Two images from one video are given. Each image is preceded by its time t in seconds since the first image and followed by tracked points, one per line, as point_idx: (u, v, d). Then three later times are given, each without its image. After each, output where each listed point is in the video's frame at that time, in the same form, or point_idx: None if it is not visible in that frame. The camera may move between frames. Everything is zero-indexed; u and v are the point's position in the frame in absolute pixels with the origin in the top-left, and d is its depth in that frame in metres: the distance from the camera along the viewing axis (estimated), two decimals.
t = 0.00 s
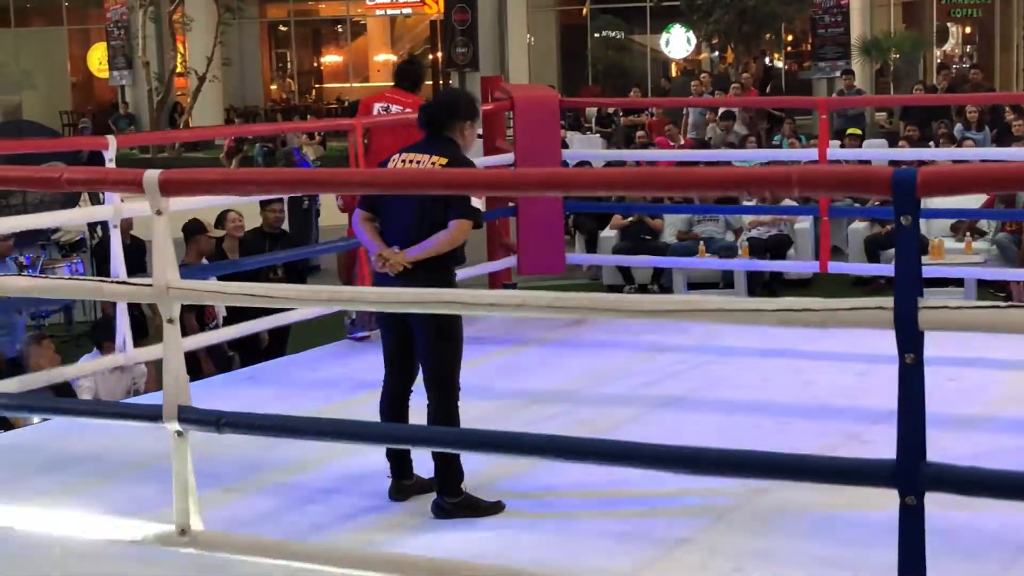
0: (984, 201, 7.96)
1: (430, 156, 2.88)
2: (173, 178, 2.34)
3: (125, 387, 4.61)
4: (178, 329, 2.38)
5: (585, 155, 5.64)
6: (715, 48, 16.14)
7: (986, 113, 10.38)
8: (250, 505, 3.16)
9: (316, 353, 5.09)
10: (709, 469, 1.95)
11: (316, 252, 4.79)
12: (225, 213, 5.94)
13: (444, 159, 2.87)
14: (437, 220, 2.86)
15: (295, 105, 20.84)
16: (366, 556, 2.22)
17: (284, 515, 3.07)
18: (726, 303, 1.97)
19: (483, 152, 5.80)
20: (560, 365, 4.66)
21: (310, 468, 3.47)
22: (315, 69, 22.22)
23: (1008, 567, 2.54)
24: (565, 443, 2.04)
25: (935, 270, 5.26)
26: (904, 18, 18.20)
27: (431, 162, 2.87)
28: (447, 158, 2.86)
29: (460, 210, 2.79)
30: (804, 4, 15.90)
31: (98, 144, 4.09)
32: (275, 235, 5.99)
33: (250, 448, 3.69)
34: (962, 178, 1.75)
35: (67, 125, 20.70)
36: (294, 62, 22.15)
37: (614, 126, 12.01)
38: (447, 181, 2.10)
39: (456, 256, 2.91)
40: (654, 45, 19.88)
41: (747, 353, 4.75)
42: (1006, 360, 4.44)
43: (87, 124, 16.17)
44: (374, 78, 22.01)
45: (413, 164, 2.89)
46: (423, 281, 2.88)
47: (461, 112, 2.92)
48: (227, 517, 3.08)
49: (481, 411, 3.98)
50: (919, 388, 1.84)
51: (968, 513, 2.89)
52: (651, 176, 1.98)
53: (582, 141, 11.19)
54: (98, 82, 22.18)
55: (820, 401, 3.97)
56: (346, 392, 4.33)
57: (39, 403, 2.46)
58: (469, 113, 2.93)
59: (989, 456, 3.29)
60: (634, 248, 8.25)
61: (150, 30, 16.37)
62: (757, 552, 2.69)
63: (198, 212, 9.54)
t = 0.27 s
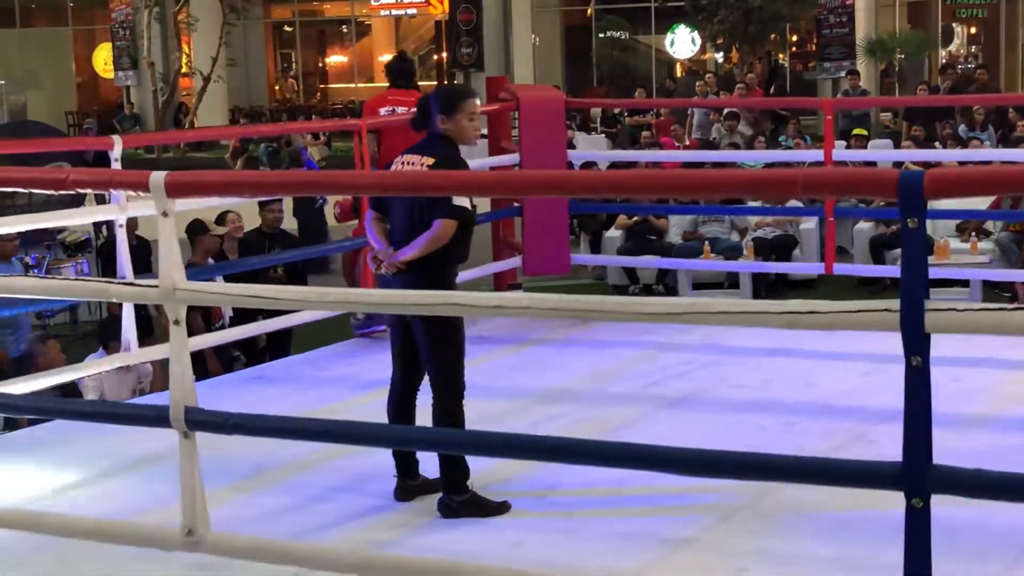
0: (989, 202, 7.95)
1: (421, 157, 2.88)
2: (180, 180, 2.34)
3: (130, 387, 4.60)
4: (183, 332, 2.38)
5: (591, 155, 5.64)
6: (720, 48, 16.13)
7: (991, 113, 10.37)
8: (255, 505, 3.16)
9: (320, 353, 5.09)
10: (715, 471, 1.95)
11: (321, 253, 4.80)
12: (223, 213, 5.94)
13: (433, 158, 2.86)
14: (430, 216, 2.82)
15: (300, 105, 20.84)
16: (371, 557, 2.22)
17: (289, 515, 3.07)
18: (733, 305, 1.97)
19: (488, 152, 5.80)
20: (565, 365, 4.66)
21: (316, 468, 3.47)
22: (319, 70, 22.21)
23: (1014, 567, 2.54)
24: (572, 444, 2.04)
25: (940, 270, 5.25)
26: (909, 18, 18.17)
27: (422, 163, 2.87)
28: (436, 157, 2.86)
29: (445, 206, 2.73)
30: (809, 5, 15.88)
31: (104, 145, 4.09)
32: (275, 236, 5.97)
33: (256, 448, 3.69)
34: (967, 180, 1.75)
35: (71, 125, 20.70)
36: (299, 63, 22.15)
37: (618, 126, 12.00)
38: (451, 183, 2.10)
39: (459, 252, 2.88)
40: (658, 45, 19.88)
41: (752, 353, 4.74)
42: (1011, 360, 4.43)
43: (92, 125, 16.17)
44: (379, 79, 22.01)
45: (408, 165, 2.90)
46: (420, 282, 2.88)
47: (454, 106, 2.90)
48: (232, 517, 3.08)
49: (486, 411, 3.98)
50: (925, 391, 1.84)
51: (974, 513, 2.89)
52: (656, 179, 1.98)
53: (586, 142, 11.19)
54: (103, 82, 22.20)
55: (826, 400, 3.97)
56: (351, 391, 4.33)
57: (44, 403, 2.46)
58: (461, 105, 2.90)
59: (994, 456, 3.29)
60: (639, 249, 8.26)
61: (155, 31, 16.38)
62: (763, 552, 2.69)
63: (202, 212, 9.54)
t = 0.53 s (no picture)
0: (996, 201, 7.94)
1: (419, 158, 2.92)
2: (186, 185, 2.34)
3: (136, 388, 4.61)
4: (190, 337, 2.38)
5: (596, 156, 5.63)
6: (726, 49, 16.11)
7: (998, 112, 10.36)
8: (262, 505, 3.17)
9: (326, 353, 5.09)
10: (722, 475, 1.95)
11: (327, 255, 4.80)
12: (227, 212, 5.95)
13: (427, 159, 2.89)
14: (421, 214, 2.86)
15: (305, 105, 20.84)
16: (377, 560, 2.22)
17: (295, 516, 3.08)
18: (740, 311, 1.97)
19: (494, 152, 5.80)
20: (570, 365, 4.66)
21: (323, 469, 3.47)
22: (325, 70, 22.20)
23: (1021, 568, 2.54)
24: (578, 449, 2.04)
25: (946, 270, 5.24)
26: (915, 18, 18.14)
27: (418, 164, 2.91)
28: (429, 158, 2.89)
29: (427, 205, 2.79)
30: (815, 5, 15.87)
31: (110, 147, 4.10)
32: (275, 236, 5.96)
33: (261, 449, 3.69)
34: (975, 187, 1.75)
35: (77, 125, 20.72)
36: (304, 63, 22.16)
37: (624, 127, 12.00)
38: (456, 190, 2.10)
39: (466, 248, 2.92)
40: (663, 45, 19.86)
41: (758, 353, 4.74)
42: (1018, 361, 4.43)
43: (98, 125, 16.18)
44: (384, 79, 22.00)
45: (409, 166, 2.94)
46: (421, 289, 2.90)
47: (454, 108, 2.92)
48: (238, 518, 3.08)
49: (492, 411, 3.98)
50: (932, 396, 1.84)
51: (980, 514, 2.89)
52: (662, 186, 1.99)
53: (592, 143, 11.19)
54: (109, 83, 22.21)
55: (832, 401, 3.97)
56: (357, 392, 4.33)
57: (50, 406, 2.46)
58: (462, 104, 2.92)
59: (1000, 457, 3.28)
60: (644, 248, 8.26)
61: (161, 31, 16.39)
62: (769, 553, 2.68)
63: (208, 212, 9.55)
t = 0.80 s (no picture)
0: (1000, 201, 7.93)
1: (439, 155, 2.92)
2: (191, 180, 2.35)
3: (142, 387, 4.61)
4: (195, 330, 2.39)
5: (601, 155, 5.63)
6: (731, 47, 16.09)
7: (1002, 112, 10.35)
8: (266, 504, 3.17)
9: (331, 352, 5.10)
10: (728, 472, 1.94)
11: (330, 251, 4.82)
12: (233, 210, 5.96)
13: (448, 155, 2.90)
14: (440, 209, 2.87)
15: (310, 104, 20.81)
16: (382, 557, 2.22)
17: (300, 515, 3.08)
18: (745, 306, 1.97)
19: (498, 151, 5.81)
20: (575, 365, 4.66)
21: (328, 467, 3.47)
22: (329, 69, 22.18)
23: None
24: (584, 446, 2.04)
25: (951, 270, 5.24)
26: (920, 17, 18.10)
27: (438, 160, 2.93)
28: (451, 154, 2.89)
29: (447, 202, 2.81)
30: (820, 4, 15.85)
31: (115, 144, 4.10)
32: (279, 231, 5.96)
33: (266, 448, 3.69)
34: (981, 181, 1.75)
35: (82, 125, 20.69)
36: (309, 62, 22.14)
37: (628, 126, 12.00)
38: (461, 184, 2.10)
39: (483, 249, 2.91)
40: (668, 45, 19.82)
41: (763, 353, 4.74)
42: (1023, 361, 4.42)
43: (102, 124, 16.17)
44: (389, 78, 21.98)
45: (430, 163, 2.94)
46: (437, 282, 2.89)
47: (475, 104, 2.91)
48: (244, 516, 3.08)
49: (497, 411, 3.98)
50: (938, 391, 1.84)
51: (986, 514, 2.89)
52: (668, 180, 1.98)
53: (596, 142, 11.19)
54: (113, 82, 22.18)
55: (837, 400, 3.96)
56: (362, 391, 4.33)
57: (55, 403, 2.46)
58: (483, 103, 2.91)
59: (1006, 457, 3.28)
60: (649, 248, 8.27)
61: (165, 30, 16.38)
62: (775, 553, 2.68)
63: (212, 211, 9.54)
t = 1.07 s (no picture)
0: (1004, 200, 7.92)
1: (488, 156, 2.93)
2: (193, 176, 2.34)
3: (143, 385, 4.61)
4: (198, 329, 2.38)
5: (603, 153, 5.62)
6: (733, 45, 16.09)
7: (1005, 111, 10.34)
8: (268, 502, 3.16)
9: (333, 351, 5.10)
10: (730, 468, 1.94)
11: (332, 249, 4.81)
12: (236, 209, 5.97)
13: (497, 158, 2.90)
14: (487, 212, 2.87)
15: (311, 103, 20.84)
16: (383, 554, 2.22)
17: (302, 513, 3.08)
18: (747, 302, 1.97)
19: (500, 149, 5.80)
20: (576, 363, 4.65)
21: (330, 465, 3.47)
22: (332, 67, 22.19)
23: None
24: (586, 442, 2.03)
25: (954, 269, 5.23)
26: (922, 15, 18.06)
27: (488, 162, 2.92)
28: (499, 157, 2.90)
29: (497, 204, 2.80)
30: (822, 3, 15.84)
31: (117, 142, 4.10)
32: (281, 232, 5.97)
33: (267, 446, 3.69)
34: (983, 177, 1.74)
35: (84, 123, 20.73)
36: (311, 60, 22.17)
37: (631, 124, 12.00)
38: (463, 180, 2.10)
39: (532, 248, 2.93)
40: (669, 43, 19.69)
41: (765, 352, 4.74)
42: None
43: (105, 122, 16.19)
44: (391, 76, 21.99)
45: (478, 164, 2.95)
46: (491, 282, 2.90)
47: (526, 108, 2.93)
48: (246, 514, 3.08)
49: (499, 409, 3.98)
50: (940, 387, 1.83)
51: (988, 512, 2.88)
52: (673, 176, 1.98)
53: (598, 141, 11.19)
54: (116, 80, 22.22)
55: (839, 399, 3.96)
56: (364, 389, 4.33)
57: (56, 400, 2.46)
58: (530, 104, 2.92)
59: (1008, 455, 3.27)
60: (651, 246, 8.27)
61: (168, 29, 16.40)
62: (777, 551, 2.68)
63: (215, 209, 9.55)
